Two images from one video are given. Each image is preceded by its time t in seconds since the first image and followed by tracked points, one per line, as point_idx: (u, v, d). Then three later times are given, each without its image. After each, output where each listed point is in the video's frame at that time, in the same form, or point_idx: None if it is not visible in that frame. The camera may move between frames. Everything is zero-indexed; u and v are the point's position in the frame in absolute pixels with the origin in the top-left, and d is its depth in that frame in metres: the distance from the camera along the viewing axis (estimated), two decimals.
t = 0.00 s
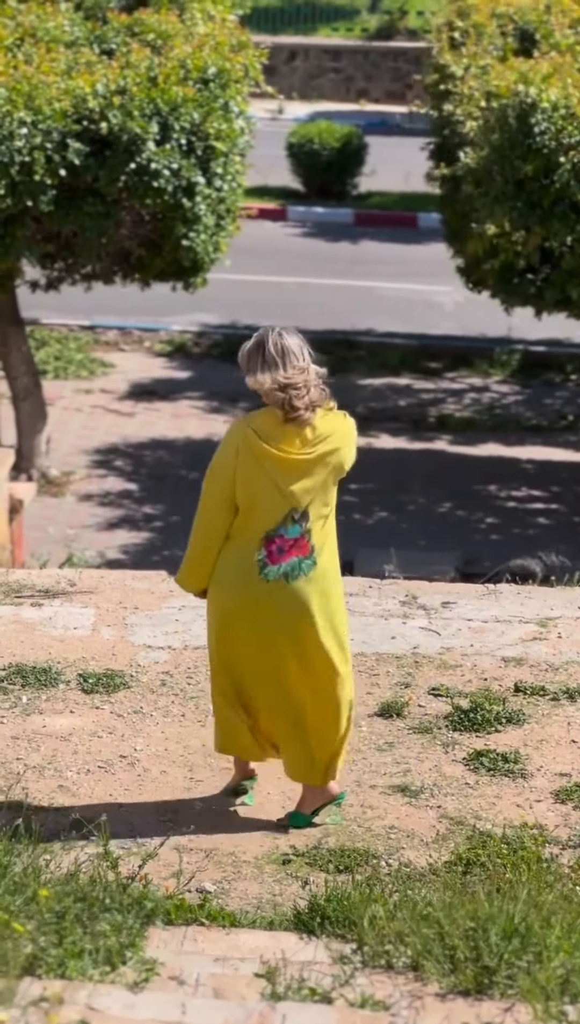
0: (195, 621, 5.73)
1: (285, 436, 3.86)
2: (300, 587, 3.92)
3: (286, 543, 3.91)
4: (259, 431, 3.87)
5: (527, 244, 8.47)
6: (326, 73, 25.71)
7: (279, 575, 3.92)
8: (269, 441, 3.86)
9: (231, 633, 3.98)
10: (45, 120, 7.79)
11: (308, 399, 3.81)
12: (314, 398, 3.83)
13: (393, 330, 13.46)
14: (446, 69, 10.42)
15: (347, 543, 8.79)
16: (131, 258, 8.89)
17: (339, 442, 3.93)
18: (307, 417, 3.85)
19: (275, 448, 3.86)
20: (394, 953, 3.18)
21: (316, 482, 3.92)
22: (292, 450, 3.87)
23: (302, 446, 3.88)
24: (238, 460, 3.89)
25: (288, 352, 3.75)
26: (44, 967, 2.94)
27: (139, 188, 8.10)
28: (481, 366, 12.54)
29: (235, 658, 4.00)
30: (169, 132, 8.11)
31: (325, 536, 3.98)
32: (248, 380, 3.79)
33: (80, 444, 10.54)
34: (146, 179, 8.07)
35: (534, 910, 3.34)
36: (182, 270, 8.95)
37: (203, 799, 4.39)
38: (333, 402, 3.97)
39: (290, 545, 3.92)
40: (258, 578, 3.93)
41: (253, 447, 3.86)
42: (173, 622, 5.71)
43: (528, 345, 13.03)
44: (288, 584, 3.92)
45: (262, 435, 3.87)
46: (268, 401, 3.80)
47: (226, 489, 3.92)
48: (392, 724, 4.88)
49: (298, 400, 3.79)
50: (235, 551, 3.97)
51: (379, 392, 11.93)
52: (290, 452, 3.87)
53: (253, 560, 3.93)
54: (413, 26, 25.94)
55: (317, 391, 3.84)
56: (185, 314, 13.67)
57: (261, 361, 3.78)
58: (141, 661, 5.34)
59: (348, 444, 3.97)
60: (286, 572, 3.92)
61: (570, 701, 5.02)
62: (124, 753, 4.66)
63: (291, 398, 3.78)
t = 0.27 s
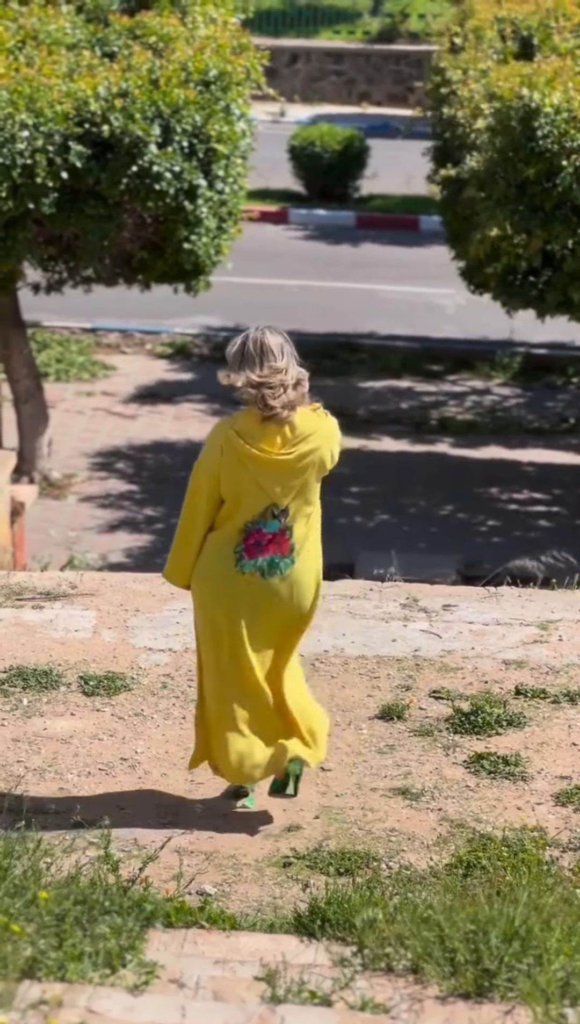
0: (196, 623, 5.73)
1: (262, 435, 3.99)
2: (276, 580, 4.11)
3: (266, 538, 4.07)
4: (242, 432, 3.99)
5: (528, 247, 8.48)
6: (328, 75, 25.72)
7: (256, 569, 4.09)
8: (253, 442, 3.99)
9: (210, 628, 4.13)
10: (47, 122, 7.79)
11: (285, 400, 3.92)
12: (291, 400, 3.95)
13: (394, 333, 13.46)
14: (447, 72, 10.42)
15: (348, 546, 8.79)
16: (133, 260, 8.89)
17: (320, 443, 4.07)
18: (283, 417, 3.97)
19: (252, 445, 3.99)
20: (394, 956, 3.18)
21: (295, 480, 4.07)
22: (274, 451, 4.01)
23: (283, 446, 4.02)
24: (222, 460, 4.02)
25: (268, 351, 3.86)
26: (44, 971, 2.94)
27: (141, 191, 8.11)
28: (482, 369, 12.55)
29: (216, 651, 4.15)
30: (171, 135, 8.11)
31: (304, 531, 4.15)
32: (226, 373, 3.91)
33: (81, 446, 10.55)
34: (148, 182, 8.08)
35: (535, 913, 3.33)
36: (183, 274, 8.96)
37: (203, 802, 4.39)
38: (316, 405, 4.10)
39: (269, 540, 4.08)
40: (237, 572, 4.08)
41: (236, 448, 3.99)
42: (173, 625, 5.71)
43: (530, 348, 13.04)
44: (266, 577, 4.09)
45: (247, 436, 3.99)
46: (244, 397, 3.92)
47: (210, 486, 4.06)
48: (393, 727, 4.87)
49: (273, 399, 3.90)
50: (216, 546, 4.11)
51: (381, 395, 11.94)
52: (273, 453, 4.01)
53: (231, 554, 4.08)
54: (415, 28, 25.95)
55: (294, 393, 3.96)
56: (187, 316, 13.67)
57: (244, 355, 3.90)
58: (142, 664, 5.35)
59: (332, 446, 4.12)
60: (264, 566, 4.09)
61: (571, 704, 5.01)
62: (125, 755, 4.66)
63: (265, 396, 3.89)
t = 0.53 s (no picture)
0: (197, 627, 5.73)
1: (249, 423, 4.12)
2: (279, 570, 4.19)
3: (262, 529, 4.18)
4: (228, 418, 4.14)
5: (530, 251, 8.48)
6: (330, 79, 25.75)
7: (258, 561, 4.19)
8: (237, 430, 4.13)
9: (212, 621, 4.23)
10: (49, 125, 7.81)
11: (271, 390, 4.05)
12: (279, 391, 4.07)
13: (396, 336, 13.47)
14: (449, 75, 10.42)
15: (349, 549, 8.79)
16: (135, 263, 8.90)
17: (309, 431, 4.17)
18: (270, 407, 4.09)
19: (238, 431, 4.13)
20: (395, 962, 3.19)
21: (286, 469, 4.19)
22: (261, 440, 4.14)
23: (268, 433, 4.13)
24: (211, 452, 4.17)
25: (263, 339, 4.02)
26: (45, 974, 2.94)
27: (143, 193, 8.11)
28: (484, 372, 12.55)
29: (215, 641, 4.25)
30: (173, 138, 8.12)
31: (303, 522, 4.24)
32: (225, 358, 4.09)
33: (83, 449, 10.55)
34: (150, 185, 8.07)
35: (536, 917, 3.33)
36: (185, 277, 8.97)
37: (204, 805, 4.38)
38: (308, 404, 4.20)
39: (267, 530, 4.19)
40: (238, 564, 4.19)
41: (222, 437, 4.14)
42: (175, 628, 5.71)
43: (532, 352, 13.04)
44: (268, 569, 4.18)
45: (232, 423, 4.13)
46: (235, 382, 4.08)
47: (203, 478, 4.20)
48: (394, 731, 4.87)
49: (259, 387, 4.04)
50: (215, 540, 4.24)
51: (383, 398, 11.94)
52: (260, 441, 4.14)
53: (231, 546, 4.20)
54: (417, 31, 25.96)
55: (284, 387, 4.08)
56: (188, 320, 13.68)
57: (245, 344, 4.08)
58: (143, 667, 5.34)
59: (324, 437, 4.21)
60: (265, 558, 4.18)
61: (572, 708, 5.01)
62: (126, 759, 4.66)
63: (253, 382, 4.04)
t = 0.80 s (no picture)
0: (200, 631, 5.73)
1: (255, 424, 4.16)
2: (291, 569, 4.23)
3: (275, 529, 4.20)
4: (237, 418, 4.18)
5: (532, 255, 8.48)
6: (332, 83, 25.77)
7: (271, 560, 4.22)
8: (247, 429, 4.17)
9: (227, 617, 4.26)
10: (52, 129, 7.83)
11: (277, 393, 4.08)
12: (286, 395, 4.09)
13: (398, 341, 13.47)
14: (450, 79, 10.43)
15: (351, 554, 8.79)
16: (137, 268, 8.91)
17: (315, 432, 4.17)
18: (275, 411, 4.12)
19: (244, 431, 4.17)
20: (398, 966, 3.19)
21: (292, 470, 4.19)
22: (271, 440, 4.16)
23: (275, 435, 4.16)
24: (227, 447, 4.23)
25: (274, 342, 4.06)
26: (48, 978, 2.94)
27: (145, 197, 8.11)
28: (486, 376, 12.55)
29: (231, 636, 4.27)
30: (175, 142, 8.13)
31: (315, 520, 4.26)
32: (236, 360, 4.13)
33: (85, 454, 10.55)
34: (153, 189, 8.08)
35: (539, 922, 3.32)
36: (188, 281, 8.98)
37: (207, 810, 4.38)
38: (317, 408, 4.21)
39: (279, 529, 4.21)
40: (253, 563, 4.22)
41: (231, 436, 4.18)
42: (177, 633, 5.71)
43: (534, 356, 13.03)
44: (281, 567, 4.22)
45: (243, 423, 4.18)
46: (242, 384, 4.12)
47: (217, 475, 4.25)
48: (397, 736, 4.87)
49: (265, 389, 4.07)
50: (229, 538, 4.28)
51: (385, 403, 11.94)
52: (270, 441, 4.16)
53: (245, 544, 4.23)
54: (419, 36, 25.98)
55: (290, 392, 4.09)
56: (190, 324, 13.68)
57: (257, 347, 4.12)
58: (146, 672, 5.34)
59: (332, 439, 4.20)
60: (278, 557, 4.21)
61: (575, 713, 5.01)
62: (129, 764, 4.65)
63: (260, 386, 4.07)
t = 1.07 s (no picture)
0: (202, 635, 5.73)
1: (274, 410, 4.25)
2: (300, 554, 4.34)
3: (284, 514, 4.32)
4: (256, 405, 4.27)
5: (534, 258, 8.48)
6: (333, 87, 25.79)
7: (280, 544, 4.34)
8: (267, 416, 4.26)
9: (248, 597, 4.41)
10: (53, 133, 7.84)
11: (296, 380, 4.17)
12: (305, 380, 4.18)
13: (400, 344, 13.47)
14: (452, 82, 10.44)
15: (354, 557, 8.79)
16: (139, 271, 8.92)
17: (336, 418, 4.28)
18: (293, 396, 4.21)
19: (264, 417, 4.26)
20: (400, 969, 3.18)
21: (310, 457, 4.30)
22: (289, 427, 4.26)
23: (296, 420, 4.25)
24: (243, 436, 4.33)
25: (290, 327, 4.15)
26: (50, 982, 2.94)
27: (146, 201, 8.11)
28: (488, 380, 12.55)
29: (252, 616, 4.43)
30: (177, 145, 8.13)
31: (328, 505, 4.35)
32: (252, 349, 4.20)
33: (87, 457, 10.55)
34: (154, 192, 8.08)
35: (541, 925, 3.32)
36: (190, 284, 8.98)
37: (209, 812, 4.38)
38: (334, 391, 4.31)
39: (288, 514, 4.32)
40: (261, 548, 4.36)
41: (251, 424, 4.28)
42: (179, 637, 5.71)
43: (535, 360, 13.03)
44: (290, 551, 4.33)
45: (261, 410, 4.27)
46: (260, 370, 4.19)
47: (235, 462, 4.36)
48: (399, 738, 4.87)
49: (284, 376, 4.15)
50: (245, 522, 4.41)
51: (386, 406, 11.95)
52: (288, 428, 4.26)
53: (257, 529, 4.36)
54: (420, 39, 25.99)
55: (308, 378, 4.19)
56: (192, 327, 13.69)
57: (271, 333, 4.20)
58: (148, 675, 5.34)
59: (349, 425, 4.30)
60: (286, 541, 4.33)
61: (577, 716, 5.01)
62: (131, 767, 4.65)
63: (278, 372, 4.16)
